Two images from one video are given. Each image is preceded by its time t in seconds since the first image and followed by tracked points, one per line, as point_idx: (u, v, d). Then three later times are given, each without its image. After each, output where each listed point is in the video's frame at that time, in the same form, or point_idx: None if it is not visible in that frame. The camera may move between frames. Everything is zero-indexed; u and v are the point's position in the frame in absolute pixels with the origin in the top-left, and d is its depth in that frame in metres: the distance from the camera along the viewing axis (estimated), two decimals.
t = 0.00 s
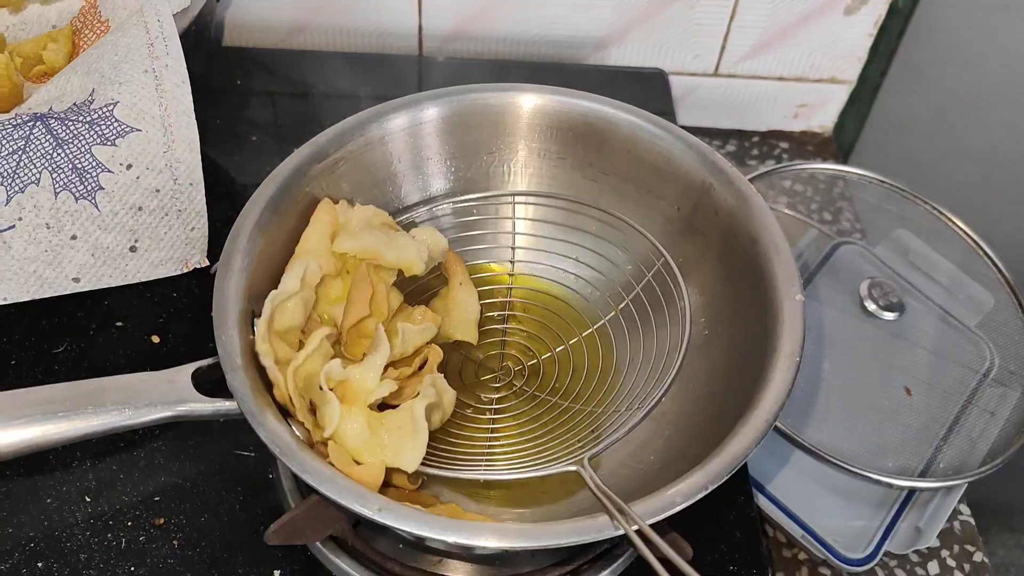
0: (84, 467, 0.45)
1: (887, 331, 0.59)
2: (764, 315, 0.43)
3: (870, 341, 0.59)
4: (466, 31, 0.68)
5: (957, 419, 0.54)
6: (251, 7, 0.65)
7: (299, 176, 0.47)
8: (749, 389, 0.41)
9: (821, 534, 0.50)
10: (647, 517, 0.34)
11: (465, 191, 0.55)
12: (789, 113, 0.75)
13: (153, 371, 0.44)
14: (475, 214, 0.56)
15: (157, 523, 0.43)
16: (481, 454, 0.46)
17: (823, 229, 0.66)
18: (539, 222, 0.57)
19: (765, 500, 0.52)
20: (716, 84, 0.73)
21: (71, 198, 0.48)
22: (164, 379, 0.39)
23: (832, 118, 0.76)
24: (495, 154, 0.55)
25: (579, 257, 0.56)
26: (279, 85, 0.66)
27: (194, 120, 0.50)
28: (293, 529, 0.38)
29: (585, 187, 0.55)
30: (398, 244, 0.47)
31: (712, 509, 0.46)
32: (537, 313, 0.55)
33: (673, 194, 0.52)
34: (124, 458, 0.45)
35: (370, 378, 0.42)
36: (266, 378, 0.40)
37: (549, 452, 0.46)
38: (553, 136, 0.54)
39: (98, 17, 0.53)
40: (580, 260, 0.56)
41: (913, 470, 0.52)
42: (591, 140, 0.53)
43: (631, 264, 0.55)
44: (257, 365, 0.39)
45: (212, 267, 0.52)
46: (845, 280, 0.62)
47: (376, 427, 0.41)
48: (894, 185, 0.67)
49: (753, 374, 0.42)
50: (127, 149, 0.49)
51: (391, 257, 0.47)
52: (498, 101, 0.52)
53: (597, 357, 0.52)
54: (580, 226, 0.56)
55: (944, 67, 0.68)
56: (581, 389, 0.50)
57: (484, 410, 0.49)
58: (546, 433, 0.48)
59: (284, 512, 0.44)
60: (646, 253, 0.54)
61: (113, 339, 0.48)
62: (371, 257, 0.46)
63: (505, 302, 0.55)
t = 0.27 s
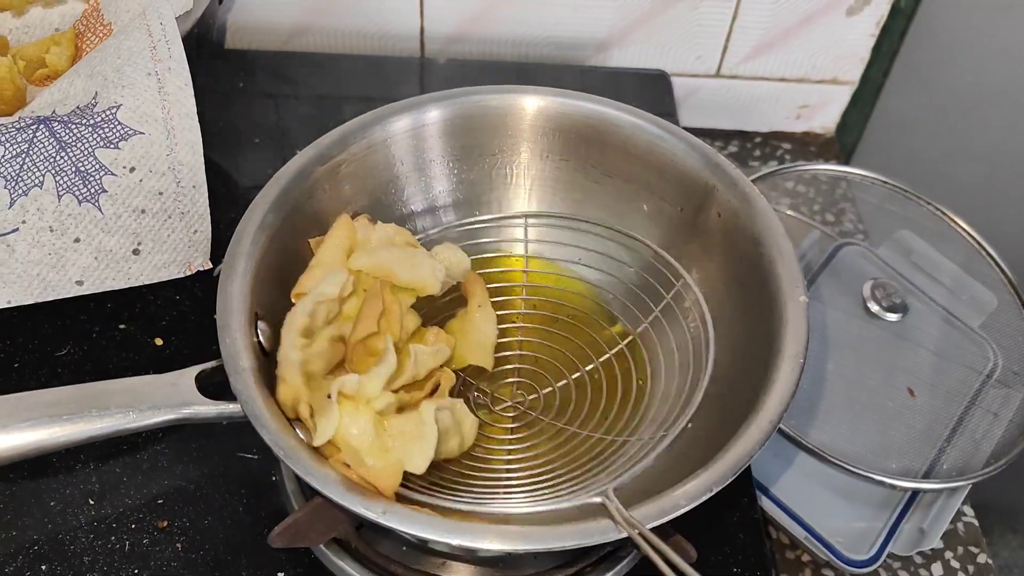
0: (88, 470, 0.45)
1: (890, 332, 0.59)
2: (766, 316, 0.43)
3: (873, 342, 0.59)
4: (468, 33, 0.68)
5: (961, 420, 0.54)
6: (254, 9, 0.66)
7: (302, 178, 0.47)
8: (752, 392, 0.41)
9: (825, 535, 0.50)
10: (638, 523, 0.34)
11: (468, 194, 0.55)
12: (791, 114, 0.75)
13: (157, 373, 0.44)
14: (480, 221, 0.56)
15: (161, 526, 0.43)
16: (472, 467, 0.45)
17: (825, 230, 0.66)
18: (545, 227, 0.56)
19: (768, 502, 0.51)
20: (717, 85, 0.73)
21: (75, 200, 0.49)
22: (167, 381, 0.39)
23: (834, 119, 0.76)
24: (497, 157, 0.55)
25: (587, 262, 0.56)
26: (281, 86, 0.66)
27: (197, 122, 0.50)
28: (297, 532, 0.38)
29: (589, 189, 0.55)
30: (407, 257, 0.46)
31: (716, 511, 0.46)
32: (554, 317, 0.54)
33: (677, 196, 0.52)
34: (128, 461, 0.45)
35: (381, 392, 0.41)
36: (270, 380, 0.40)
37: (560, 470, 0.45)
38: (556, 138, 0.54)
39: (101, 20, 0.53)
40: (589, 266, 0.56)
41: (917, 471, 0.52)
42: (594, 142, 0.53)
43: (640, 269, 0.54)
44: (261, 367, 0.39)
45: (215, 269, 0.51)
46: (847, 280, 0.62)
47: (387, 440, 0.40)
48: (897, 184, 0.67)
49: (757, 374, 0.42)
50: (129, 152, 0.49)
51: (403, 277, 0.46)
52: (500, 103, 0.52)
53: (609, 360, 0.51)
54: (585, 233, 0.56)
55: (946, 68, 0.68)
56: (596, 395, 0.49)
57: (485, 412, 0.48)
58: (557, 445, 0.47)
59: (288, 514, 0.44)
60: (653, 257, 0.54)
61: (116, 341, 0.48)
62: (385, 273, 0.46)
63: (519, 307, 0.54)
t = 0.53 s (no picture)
0: (89, 471, 0.45)
1: (888, 333, 0.59)
2: (761, 313, 0.43)
3: (871, 343, 0.59)
4: (468, 36, 0.68)
5: (958, 421, 0.55)
6: (255, 12, 0.66)
7: (302, 180, 0.47)
8: (747, 387, 0.41)
9: (823, 535, 0.50)
10: (639, 511, 0.35)
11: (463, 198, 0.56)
12: (789, 115, 0.75)
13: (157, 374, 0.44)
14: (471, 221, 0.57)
15: (163, 525, 0.43)
16: (474, 410, 0.48)
17: (823, 231, 0.66)
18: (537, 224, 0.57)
19: (765, 501, 0.52)
20: (716, 86, 0.73)
21: (76, 203, 0.49)
22: (168, 381, 0.39)
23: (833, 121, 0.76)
24: (492, 160, 0.55)
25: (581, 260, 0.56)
26: (281, 89, 0.67)
27: (198, 124, 0.50)
28: (296, 533, 0.39)
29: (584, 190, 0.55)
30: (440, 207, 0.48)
31: (713, 511, 0.46)
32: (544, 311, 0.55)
33: (671, 197, 0.52)
34: (129, 461, 0.46)
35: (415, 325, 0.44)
36: (268, 381, 0.40)
37: (558, 438, 0.46)
38: (550, 141, 0.54)
39: (102, 23, 0.53)
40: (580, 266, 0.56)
41: (914, 471, 0.52)
42: (589, 144, 0.53)
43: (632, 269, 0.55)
44: (258, 367, 0.39)
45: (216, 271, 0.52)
46: (845, 281, 0.63)
47: (405, 370, 0.44)
48: (894, 186, 0.67)
49: (751, 370, 0.42)
50: (131, 154, 0.49)
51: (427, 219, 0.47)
52: (495, 106, 0.52)
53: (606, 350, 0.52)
54: (576, 231, 0.56)
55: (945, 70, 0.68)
56: (592, 378, 0.51)
57: (489, 374, 0.51)
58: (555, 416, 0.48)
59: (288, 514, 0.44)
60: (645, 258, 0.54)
61: (117, 342, 0.48)
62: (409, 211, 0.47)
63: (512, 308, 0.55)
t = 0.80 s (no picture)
0: (85, 470, 0.45)
1: (888, 332, 0.59)
2: (760, 310, 0.43)
3: (871, 342, 0.59)
4: (467, 34, 0.68)
5: (959, 420, 0.54)
6: (253, 10, 0.66)
7: (299, 178, 0.47)
8: (745, 385, 0.41)
9: (823, 535, 0.50)
10: (674, 494, 0.35)
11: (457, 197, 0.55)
12: (789, 114, 0.75)
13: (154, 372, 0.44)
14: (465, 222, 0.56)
15: (159, 525, 0.43)
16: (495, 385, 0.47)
17: (824, 231, 0.66)
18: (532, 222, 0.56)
19: (765, 501, 0.52)
20: (716, 85, 0.73)
21: (73, 201, 0.49)
22: (164, 379, 0.39)
23: (833, 119, 0.76)
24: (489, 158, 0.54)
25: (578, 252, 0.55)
26: (280, 88, 0.67)
27: (195, 123, 0.50)
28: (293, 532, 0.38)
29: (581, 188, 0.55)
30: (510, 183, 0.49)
31: (713, 511, 0.46)
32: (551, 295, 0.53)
33: (668, 195, 0.52)
34: (126, 461, 0.45)
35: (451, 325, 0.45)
36: (264, 379, 0.40)
37: (563, 425, 0.45)
38: (547, 139, 0.54)
39: (99, 21, 0.53)
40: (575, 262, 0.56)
41: (915, 471, 0.52)
42: (586, 141, 0.53)
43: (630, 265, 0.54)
44: (254, 365, 0.39)
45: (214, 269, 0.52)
46: (846, 281, 0.62)
47: (450, 369, 0.45)
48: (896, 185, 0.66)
49: (750, 367, 0.42)
50: (128, 152, 0.49)
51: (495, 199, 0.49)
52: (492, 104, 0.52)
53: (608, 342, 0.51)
54: (571, 224, 0.56)
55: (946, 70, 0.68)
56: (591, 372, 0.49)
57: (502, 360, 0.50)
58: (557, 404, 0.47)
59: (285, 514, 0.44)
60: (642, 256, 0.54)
61: (114, 341, 0.48)
62: (474, 187, 0.49)
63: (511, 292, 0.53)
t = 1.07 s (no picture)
0: (88, 473, 0.46)
1: (885, 336, 0.60)
2: (757, 315, 0.44)
3: (868, 346, 0.59)
4: (467, 39, 0.69)
5: (955, 424, 0.55)
6: (254, 15, 0.66)
7: (300, 184, 0.47)
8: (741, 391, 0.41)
9: (819, 538, 0.50)
10: (649, 511, 0.35)
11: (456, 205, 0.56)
12: (787, 119, 0.75)
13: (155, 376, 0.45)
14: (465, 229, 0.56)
15: (160, 528, 0.43)
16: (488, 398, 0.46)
17: (821, 235, 0.66)
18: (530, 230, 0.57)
19: (762, 504, 0.52)
20: (714, 90, 0.73)
21: (76, 207, 0.49)
22: (166, 384, 0.39)
23: (831, 124, 0.76)
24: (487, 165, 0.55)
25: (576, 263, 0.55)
26: (281, 92, 0.67)
27: (197, 129, 0.50)
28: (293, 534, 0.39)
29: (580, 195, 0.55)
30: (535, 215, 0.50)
31: (710, 514, 0.46)
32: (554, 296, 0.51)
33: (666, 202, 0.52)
34: (127, 464, 0.46)
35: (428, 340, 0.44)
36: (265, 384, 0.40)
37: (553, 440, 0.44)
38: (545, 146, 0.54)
39: (102, 27, 0.54)
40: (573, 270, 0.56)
41: (911, 475, 0.52)
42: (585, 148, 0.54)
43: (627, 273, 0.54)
44: (255, 370, 0.39)
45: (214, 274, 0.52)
46: (843, 285, 0.63)
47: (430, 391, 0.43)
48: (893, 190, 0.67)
49: (744, 371, 0.42)
50: (130, 158, 0.49)
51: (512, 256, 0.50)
52: (492, 110, 0.53)
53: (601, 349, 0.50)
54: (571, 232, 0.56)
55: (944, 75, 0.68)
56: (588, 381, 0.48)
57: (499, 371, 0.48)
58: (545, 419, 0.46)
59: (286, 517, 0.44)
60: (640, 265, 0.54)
61: (116, 345, 0.49)
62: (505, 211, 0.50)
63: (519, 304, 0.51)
